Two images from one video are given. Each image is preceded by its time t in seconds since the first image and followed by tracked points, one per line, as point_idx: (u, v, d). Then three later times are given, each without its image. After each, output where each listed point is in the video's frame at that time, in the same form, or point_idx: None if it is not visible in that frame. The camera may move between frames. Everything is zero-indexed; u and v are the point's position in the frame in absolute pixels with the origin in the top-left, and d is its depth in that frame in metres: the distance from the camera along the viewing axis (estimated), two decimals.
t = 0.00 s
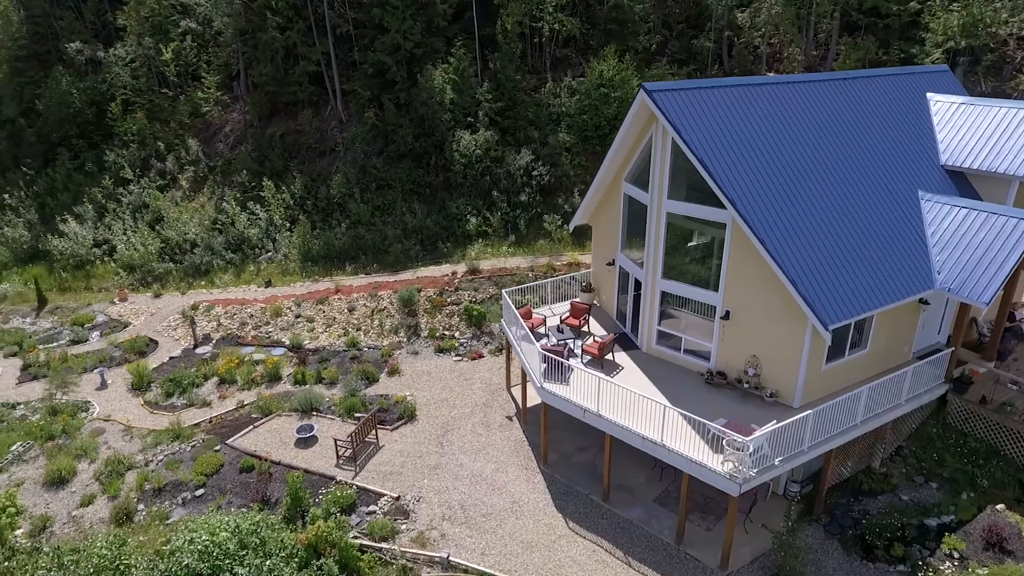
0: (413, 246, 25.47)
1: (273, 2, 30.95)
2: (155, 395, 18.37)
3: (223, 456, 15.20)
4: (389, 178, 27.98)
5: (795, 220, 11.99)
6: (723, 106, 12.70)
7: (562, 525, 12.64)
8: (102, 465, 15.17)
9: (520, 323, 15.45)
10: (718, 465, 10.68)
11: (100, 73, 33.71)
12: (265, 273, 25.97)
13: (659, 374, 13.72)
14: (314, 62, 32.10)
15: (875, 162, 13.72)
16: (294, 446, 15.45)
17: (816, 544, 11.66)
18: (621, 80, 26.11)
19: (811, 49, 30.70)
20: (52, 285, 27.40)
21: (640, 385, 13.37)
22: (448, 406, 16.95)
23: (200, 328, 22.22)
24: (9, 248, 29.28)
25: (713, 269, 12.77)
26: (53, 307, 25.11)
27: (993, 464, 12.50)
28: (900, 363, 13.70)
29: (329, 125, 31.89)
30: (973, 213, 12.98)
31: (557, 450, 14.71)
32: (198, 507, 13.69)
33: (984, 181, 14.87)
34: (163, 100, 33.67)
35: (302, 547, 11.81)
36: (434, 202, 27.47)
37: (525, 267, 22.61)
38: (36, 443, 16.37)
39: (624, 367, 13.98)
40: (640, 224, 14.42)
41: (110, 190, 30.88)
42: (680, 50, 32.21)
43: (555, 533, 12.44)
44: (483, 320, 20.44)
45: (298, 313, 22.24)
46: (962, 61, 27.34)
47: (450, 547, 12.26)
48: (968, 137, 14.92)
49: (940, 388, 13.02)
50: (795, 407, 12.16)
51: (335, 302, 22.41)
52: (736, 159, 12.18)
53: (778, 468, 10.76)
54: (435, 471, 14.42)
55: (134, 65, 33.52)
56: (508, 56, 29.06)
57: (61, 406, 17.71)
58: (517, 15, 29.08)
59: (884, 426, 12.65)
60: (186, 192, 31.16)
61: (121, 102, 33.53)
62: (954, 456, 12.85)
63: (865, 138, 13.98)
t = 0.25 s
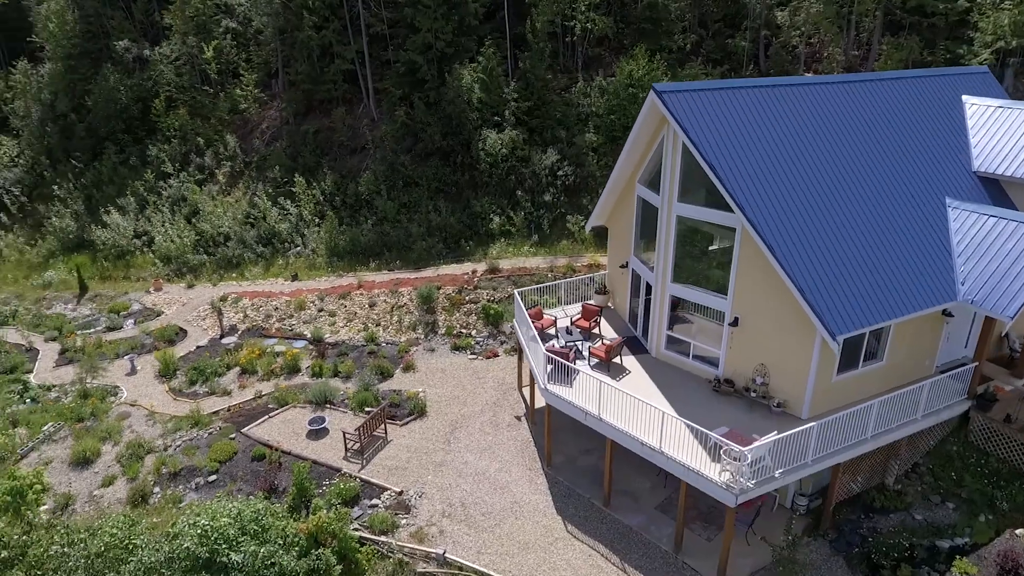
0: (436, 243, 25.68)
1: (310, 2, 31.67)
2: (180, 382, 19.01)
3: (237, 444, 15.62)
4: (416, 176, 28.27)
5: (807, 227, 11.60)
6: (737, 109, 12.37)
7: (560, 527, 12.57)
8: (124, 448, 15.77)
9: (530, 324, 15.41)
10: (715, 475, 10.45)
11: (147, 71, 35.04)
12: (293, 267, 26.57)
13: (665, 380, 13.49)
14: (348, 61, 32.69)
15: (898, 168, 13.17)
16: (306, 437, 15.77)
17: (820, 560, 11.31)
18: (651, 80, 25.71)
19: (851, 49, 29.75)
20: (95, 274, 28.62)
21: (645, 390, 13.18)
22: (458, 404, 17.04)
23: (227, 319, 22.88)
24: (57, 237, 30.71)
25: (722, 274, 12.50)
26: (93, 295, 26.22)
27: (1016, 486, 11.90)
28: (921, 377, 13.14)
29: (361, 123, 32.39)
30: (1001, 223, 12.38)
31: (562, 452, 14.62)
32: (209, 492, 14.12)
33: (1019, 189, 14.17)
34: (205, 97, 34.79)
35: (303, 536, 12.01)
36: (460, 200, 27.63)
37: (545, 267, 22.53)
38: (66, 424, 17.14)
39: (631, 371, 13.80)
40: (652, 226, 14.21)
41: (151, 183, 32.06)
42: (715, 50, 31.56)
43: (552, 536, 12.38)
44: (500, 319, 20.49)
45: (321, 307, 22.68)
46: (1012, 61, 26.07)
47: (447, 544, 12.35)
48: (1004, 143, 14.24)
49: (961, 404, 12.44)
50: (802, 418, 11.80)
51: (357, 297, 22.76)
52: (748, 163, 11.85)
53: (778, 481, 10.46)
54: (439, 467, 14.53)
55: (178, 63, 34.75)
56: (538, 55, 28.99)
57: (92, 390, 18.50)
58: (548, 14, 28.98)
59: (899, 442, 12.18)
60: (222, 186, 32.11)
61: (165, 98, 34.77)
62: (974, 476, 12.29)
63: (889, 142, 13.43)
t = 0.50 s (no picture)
0: (458, 242, 25.82)
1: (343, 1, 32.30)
2: (202, 371, 19.59)
3: (250, 433, 15.98)
4: (441, 175, 28.48)
5: (820, 232, 11.17)
6: (751, 109, 11.99)
7: (558, 529, 12.52)
8: (143, 434, 16.31)
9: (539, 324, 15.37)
10: (712, 483, 10.25)
11: (187, 68, 36.17)
12: (317, 262, 27.07)
13: (671, 385, 13.29)
14: (379, 59, 33.15)
15: (923, 173, 12.58)
16: (316, 430, 16.04)
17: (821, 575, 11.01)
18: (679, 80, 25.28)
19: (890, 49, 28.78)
20: (131, 265, 29.70)
21: (650, 394, 13.01)
22: (468, 402, 17.12)
23: (252, 311, 23.46)
24: (98, 228, 31.99)
25: (730, 279, 12.25)
26: (128, 285, 27.22)
27: None
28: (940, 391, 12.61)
29: (390, 121, 32.78)
30: None
31: (566, 453, 14.54)
32: (221, 480, 14.52)
33: None
34: (241, 95, 35.72)
35: (305, 527, 12.23)
36: (483, 199, 27.73)
37: (562, 268, 22.45)
38: (93, 408, 17.84)
39: (637, 375, 13.65)
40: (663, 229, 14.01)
41: (187, 178, 33.09)
42: (749, 49, 30.81)
43: (550, 537, 12.34)
44: (515, 319, 20.51)
45: (342, 302, 23.05)
46: None
47: (444, 541, 12.43)
48: None
49: (981, 421, 11.90)
50: (809, 429, 11.48)
51: (376, 293, 23.06)
52: (759, 165, 11.46)
53: (777, 492, 10.21)
54: (443, 464, 14.63)
55: (216, 62, 35.80)
56: (566, 55, 28.88)
57: (119, 376, 19.20)
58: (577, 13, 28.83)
59: (911, 457, 11.75)
60: (255, 182, 32.91)
61: (204, 95, 35.82)
62: (991, 496, 11.76)
63: (915, 145, 12.84)
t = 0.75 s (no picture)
0: (480, 240, 25.91)
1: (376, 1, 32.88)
2: (225, 361, 20.15)
3: (265, 423, 16.35)
4: (466, 173, 28.63)
5: (834, 236, 10.71)
6: (765, 110, 11.63)
7: (557, 531, 12.48)
8: (164, 420, 16.85)
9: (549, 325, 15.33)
10: (708, 491, 10.06)
11: (226, 66, 37.24)
12: (343, 258, 27.53)
13: (678, 389, 13.08)
14: (410, 58, 33.53)
15: (954, 175, 11.90)
16: (328, 422, 16.31)
17: None
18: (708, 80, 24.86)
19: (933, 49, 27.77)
20: (167, 256, 30.75)
21: (655, 398, 12.83)
22: (478, 400, 17.18)
23: (276, 304, 24.01)
24: (138, 220, 33.25)
25: (737, 284, 12.00)
26: (162, 275, 28.19)
27: None
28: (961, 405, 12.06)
29: (419, 119, 33.11)
30: None
31: (572, 455, 14.45)
32: (234, 466, 14.93)
33: None
34: (277, 92, 36.59)
35: (308, 516, 12.47)
36: (507, 198, 27.76)
37: (581, 269, 22.33)
38: (120, 392, 18.53)
39: (643, 378, 13.47)
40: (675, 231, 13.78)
41: (223, 173, 34.06)
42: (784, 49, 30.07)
43: (548, 538, 12.32)
44: (531, 319, 20.50)
45: (363, 297, 23.39)
46: None
47: (443, 537, 12.52)
48: None
49: (1001, 439, 11.36)
50: (815, 440, 11.16)
51: (397, 289, 23.32)
52: (768, 167, 11.09)
53: (775, 503, 9.96)
54: (449, 461, 14.73)
55: (254, 60, 36.77)
56: (595, 54, 28.71)
57: (146, 363, 19.91)
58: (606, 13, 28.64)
59: (924, 473, 11.32)
60: (287, 178, 33.64)
61: (242, 93, 36.82)
62: (1009, 517, 11.24)
63: (947, 147, 12.14)
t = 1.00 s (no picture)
0: (505, 239, 25.96)
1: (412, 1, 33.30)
2: (250, 351, 20.71)
3: (282, 413, 16.74)
4: (494, 172, 28.72)
5: (847, 243, 10.26)
6: (781, 111, 11.25)
7: (558, 533, 12.42)
8: (187, 407, 17.42)
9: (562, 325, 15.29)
10: (705, 500, 9.86)
11: (267, 65, 38.28)
12: (370, 253, 27.96)
13: (687, 395, 12.85)
14: (444, 57, 33.85)
15: (989, 181, 11.18)
16: (343, 414, 16.60)
17: None
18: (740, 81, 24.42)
19: (982, 50, 26.68)
20: (205, 249, 31.78)
21: (662, 403, 12.65)
22: (491, 399, 17.22)
23: (303, 297, 24.55)
24: (180, 213, 34.52)
25: (748, 290, 11.72)
26: (198, 266, 29.18)
27: None
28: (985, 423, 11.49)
29: (451, 118, 33.36)
30: None
31: (579, 457, 14.35)
32: (250, 454, 15.37)
33: None
34: (315, 90, 37.40)
35: (315, 506, 12.70)
36: (534, 198, 27.75)
37: (603, 270, 22.15)
38: (149, 378, 19.27)
39: (652, 383, 13.29)
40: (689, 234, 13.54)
41: (260, 168, 35.00)
42: (824, 50, 29.26)
43: (548, 539, 12.27)
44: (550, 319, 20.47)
45: (387, 293, 23.73)
46: None
47: (444, 532, 12.62)
48: None
49: None
50: (823, 452, 10.81)
51: (420, 286, 23.58)
52: (781, 167, 10.72)
53: (775, 515, 9.71)
54: (457, 458, 14.83)
55: (294, 59, 37.70)
56: (627, 54, 28.45)
57: (176, 351, 20.64)
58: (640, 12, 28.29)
59: (940, 492, 10.86)
60: (321, 174, 34.35)
61: (281, 90, 37.77)
62: None
63: (982, 152, 11.43)
